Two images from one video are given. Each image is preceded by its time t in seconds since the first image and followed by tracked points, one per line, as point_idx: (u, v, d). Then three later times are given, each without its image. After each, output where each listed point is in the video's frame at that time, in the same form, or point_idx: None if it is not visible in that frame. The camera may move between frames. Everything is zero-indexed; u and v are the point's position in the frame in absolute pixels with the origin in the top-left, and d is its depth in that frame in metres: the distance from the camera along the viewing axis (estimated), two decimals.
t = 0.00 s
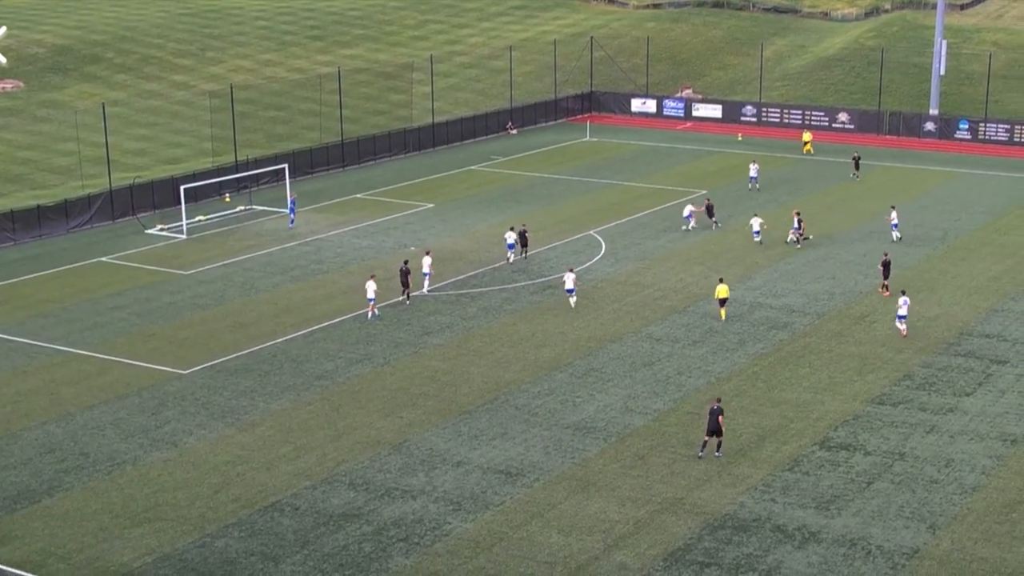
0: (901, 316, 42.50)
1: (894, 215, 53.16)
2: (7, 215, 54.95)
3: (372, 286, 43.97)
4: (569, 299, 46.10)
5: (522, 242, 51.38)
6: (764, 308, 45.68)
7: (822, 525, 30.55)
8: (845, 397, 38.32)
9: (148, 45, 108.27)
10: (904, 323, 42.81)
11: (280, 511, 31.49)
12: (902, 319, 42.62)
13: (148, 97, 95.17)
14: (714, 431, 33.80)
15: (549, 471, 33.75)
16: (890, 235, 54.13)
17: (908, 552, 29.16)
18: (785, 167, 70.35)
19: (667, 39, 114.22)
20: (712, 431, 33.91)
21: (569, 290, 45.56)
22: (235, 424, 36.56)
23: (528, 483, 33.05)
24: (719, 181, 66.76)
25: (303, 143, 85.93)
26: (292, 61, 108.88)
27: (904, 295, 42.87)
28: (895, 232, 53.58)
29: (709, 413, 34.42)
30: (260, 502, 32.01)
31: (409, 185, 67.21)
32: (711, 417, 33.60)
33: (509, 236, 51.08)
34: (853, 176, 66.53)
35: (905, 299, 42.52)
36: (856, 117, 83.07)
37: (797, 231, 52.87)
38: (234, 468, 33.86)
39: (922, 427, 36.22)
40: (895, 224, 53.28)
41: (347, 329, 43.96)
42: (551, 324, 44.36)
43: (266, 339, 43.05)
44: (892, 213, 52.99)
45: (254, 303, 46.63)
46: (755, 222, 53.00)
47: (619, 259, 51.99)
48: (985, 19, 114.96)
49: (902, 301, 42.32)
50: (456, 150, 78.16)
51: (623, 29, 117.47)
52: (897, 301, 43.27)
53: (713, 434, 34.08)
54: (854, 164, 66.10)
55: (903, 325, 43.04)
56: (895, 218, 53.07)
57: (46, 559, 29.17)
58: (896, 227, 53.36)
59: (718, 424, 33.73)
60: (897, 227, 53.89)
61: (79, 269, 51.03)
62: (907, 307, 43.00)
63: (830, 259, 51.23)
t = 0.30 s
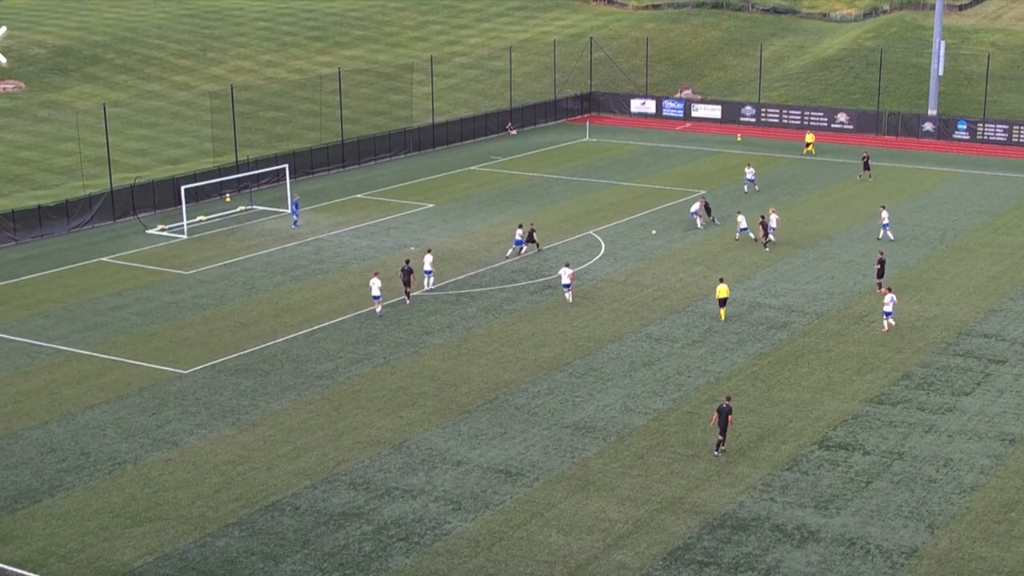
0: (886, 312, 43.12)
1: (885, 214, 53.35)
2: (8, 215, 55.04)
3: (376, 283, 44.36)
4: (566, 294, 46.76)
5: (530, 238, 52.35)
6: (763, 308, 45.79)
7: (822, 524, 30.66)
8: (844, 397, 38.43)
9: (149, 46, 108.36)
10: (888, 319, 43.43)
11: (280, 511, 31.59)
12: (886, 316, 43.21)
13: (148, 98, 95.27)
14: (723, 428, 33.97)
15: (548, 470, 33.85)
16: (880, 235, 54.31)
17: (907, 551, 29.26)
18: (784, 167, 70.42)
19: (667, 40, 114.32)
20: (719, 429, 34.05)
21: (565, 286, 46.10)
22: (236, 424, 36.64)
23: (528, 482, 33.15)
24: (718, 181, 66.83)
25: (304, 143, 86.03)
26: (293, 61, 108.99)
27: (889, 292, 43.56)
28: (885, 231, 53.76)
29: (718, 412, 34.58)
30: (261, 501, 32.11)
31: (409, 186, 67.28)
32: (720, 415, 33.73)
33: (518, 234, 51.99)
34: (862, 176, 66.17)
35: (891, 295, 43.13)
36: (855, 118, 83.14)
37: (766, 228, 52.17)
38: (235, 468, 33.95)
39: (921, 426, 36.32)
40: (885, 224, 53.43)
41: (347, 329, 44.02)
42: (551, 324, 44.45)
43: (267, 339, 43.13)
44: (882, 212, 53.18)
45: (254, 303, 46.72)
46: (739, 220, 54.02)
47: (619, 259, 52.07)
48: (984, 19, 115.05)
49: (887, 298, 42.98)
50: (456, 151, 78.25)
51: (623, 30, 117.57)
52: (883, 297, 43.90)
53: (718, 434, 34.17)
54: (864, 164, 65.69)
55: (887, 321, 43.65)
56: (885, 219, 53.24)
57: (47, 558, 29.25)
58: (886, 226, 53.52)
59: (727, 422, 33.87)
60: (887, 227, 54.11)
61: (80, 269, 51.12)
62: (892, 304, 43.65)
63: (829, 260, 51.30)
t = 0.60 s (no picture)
0: (878, 309, 43.52)
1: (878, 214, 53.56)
2: (10, 216, 55.12)
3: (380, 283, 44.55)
4: (561, 291, 47.18)
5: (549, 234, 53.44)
6: (764, 309, 45.83)
7: (823, 525, 30.70)
8: (845, 398, 38.47)
9: (151, 47, 108.45)
10: (880, 317, 43.86)
11: (282, 512, 31.64)
12: (878, 313, 43.68)
13: (150, 99, 95.35)
14: (735, 428, 34.04)
15: (550, 471, 33.89)
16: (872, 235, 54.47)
17: (908, 552, 29.30)
18: (786, 168, 70.43)
19: (668, 42, 114.40)
20: (732, 429, 34.14)
21: (560, 283, 46.45)
22: (238, 425, 36.70)
23: (529, 483, 33.20)
24: (719, 183, 66.88)
25: (306, 144, 86.11)
26: (294, 63, 109.08)
27: (880, 289, 44.03)
28: (877, 232, 53.95)
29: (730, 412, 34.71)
30: (263, 502, 32.16)
31: (410, 187, 67.33)
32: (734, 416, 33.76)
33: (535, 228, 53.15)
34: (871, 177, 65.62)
35: (881, 293, 43.63)
36: (857, 119, 83.17)
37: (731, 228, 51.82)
38: (237, 469, 34.01)
39: (922, 427, 36.37)
40: (876, 225, 53.59)
41: (349, 330, 44.08)
42: (553, 326, 44.50)
43: (269, 340, 43.18)
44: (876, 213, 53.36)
45: (256, 304, 46.78)
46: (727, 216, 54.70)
47: (620, 260, 52.12)
48: (985, 21, 115.10)
49: (877, 295, 43.56)
50: (458, 152, 78.31)
51: (624, 31, 117.63)
52: (875, 296, 44.36)
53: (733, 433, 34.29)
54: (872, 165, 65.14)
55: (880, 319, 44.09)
56: (878, 220, 53.37)
57: (50, 559, 29.32)
58: (878, 227, 53.69)
59: (739, 421, 34.03)
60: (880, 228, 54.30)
61: (81, 270, 51.17)
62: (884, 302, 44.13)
63: (830, 261, 51.34)
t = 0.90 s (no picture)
0: (872, 310, 43.70)
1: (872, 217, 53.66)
2: (13, 219, 55.09)
3: (383, 283, 44.95)
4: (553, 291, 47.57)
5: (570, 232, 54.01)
6: (767, 312, 45.74)
7: (826, 529, 30.62)
8: (848, 401, 38.39)
9: (154, 50, 108.47)
10: (873, 316, 44.05)
11: (284, 515, 31.59)
12: (872, 313, 43.85)
13: (153, 102, 95.36)
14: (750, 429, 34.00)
15: (552, 474, 33.84)
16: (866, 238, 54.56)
17: (911, 556, 29.22)
18: (789, 171, 70.36)
19: (671, 44, 114.35)
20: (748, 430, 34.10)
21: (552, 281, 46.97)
22: (240, 428, 36.66)
23: (532, 486, 33.16)
24: (722, 186, 66.79)
25: (308, 147, 86.11)
26: (297, 65, 109.11)
27: (875, 288, 44.08)
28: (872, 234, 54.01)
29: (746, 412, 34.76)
30: (265, 505, 32.11)
31: (413, 189, 67.28)
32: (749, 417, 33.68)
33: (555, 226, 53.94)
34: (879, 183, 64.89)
35: (876, 293, 43.61)
36: (860, 122, 83.13)
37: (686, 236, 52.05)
38: (239, 472, 33.96)
39: (926, 431, 36.29)
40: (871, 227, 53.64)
41: (352, 333, 44.02)
42: (556, 329, 44.43)
43: (271, 343, 43.12)
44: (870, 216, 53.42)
45: (258, 307, 46.73)
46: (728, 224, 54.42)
47: (623, 263, 52.06)
48: (989, 24, 114.97)
49: (873, 295, 43.56)
50: (461, 154, 78.28)
51: (627, 34, 117.59)
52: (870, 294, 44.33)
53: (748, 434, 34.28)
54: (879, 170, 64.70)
55: (872, 319, 44.29)
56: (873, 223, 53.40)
57: (52, 562, 29.28)
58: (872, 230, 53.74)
59: (752, 422, 34.05)
60: (873, 231, 54.44)
61: (83, 273, 51.13)
62: (878, 301, 44.11)
63: (833, 264, 51.25)
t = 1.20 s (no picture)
0: (868, 312, 43.63)
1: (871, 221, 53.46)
2: (17, 221, 55.05)
3: (386, 280, 45.37)
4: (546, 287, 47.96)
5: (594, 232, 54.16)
6: (773, 316, 45.56)
7: (832, 533, 30.44)
8: (855, 405, 38.22)
9: (158, 52, 108.47)
10: (870, 318, 43.99)
11: (288, 519, 31.46)
12: (869, 316, 43.76)
13: (157, 104, 95.32)
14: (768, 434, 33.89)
15: (557, 478, 33.70)
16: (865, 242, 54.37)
17: (917, 561, 29.03)
18: (795, 174, 70.16)
19: (677, 47, 114.18)
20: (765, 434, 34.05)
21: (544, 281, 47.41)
22: (244, 431, 36.54)
23: (537, 490, 33.01)
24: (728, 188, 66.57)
25: (313, 150, 86.05)
26: (302, 68, 109.03)
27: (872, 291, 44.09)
28: (870, 237, 53.82)
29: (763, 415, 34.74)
30: (268, 509, 31.99)
31: (418, 192, 67.14)
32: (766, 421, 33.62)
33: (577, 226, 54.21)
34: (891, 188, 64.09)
35: (874, 296, 43.56)
36: (867, 125, 82.93)
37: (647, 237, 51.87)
38: (243, 476, 33.85)
39: (932, 435, 36.11)
40: (869, 231, 53.44)
41: (356, 336, 43.88)
42: (562, 332, 44.27)
43: (275, 346, 43.02)
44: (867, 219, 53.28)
45: (263, 310, 46.60)
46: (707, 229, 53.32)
47: (628, 267, 51.87)
48: (996, 26, 114.68)
49: (870, 297, 43.54)
50: (466, 157, 78.16)
51: (633, 37, 117.41)
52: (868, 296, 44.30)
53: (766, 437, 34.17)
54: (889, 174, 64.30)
55: (870, 321, 44.21)
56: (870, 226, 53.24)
57: (55, 565, 29.17)
58: (870, 233, 53.54)
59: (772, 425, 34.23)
60: (873, 234, 54.25)
61: (87, 276, 51.03)
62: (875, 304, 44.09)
63: (839, 268, 51.04)
